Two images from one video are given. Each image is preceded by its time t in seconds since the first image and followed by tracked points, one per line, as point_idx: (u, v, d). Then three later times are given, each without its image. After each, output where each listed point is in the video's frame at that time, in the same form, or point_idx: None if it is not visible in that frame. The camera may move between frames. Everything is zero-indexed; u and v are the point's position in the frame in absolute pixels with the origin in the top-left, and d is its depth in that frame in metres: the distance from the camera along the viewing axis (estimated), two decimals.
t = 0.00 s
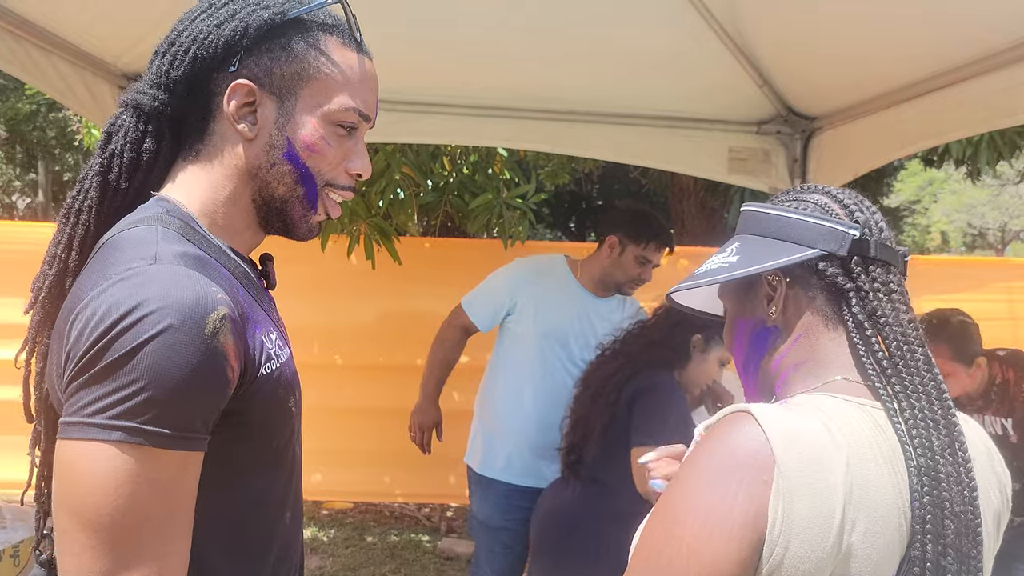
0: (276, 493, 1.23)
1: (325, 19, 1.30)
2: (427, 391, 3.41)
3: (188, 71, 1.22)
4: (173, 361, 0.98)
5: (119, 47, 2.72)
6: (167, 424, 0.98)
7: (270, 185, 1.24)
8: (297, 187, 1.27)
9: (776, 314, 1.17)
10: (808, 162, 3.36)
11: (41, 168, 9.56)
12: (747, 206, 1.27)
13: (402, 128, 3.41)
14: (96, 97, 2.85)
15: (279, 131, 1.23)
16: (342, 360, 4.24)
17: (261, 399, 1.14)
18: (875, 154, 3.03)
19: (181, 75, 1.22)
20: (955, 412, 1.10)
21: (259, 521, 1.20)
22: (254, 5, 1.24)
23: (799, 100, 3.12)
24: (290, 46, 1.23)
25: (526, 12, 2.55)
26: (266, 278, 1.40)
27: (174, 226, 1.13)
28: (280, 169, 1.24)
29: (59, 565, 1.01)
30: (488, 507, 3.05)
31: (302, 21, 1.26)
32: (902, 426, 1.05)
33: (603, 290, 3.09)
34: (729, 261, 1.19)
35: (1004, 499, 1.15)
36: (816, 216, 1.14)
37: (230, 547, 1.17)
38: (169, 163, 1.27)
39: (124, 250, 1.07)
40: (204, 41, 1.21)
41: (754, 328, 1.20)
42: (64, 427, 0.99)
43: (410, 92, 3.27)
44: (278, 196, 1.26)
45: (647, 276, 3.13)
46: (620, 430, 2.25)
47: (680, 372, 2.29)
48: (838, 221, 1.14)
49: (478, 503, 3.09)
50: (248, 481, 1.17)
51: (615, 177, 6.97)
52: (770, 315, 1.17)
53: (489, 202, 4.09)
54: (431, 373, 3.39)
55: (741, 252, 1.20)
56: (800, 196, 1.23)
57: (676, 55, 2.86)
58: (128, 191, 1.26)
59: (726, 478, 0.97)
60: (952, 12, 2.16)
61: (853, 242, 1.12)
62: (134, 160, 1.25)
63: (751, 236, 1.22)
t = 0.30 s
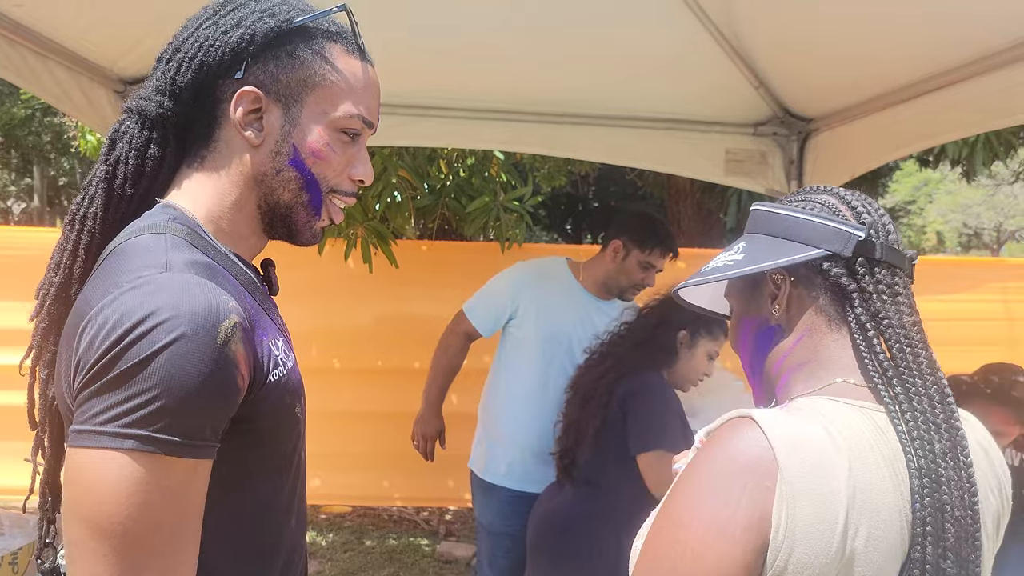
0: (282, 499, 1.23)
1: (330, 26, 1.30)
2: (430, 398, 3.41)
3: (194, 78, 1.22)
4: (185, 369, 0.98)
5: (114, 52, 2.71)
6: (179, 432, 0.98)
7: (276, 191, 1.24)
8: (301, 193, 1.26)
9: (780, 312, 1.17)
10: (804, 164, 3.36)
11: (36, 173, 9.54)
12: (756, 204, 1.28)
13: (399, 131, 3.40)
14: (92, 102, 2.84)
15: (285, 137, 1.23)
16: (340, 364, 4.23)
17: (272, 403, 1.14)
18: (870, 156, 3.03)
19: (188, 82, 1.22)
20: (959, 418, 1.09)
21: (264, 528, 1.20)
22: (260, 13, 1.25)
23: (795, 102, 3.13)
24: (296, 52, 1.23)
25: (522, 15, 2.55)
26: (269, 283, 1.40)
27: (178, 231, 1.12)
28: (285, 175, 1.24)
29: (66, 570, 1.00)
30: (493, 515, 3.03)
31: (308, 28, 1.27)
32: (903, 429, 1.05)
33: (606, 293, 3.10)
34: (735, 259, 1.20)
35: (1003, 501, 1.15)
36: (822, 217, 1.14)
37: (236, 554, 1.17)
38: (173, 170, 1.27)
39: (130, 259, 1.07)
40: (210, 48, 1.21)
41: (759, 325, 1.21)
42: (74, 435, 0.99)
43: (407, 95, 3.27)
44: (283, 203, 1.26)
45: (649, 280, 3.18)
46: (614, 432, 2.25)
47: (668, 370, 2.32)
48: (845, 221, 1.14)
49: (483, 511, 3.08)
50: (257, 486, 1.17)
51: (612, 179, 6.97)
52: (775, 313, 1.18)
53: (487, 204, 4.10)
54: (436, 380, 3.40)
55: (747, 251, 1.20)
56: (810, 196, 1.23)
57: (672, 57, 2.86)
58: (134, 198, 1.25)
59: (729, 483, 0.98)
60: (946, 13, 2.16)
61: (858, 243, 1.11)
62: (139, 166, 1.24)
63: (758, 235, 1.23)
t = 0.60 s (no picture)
0: (297, 505, 1.23)
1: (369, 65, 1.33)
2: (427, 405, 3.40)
3: (259, 94, 1.17)
4: (228, 376, 0.99)
5: (110, 57, 2.70)
6: (218, 437, 0.99)
7: (299, 213, 1.26)
8: (317, 218, 1.28)
9: (774, 317, 1.17)
10: (800, 165, 3.37)
11: (30, 179, 9.52)
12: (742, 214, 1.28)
13: (395, 135, 3.39)
14: (86, 108, 2.83)
15: (322, 164, 1.25)
16: (337, 369, 4.21)
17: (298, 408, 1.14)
18: (865, 156, 3.03)
19: (251, 98, 1.17)
20: (957, 411, 1.10)
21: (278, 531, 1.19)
22: (322, 43, 1.25)
23: (791, 103, 3.13)
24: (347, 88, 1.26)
25: (517, 18, 2.54)
26: (270, 290, 1.38)
27: (199, 237, 1.12)
28: (313, 199, 1.26)
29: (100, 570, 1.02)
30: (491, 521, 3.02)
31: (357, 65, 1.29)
32: (902, 428, 1.05)
33: (603, 296, 3.09)
34: (725, 269, 1.21)
35: (1007, 502, 1.14)
36: (808, 220, 1.15)
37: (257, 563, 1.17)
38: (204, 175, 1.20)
39: (158, 264, 1.06)
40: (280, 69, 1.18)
41: (755, 333, 1.20)
42: (108, 442, 1.00)
43: (401, 99, 3.27)
44: (301, 223, 1.27)
45: (649, 286, 3.14)
46: (613, 432, 2.24)
47: (672, 377, 2.32)
48: (831, 223, 1.14)
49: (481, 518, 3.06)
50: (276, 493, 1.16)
51: (607, 181, 6.97)
52: (769, 319, 1.17)
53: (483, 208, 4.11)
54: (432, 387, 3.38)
55: (736, 260, 1.21)
56: (794, 201, 1.23)
57: (667, 60, 2.86)
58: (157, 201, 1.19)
59: (732, 487, 0.97)
60: (940, 14, 2.17)
61: (846, 243, 1.12)
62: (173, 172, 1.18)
63: (746, 243, 1.23)
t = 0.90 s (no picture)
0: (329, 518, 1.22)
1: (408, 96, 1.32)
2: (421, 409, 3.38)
3: (327, 118, 1.13)
4: (325, 373, 0.98)
5: (103, 63, 2.69)
6: (309, 436, 0.97)
7: (330, 233, 1.23)
8: (341, 238, 1.26)
9: (775, 323, 1.16)
10: (795, 167, 3.36)
11: (23, 186, 9.48)
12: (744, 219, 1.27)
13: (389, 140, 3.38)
14: (80, 114, 2.81)
15: (358, 191, 1.23)
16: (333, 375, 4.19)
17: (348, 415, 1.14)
18: (860, 159, 3.03)
19: (320, 122, 1.13)
20: (959, 417, 1.09)
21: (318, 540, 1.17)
22: (379, 74, 1.22)
23: (786, 106, 3.12)
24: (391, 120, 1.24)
25: (512, 22, 2.54)
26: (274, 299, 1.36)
27: (262, 241, 1.09)
28: (343, 222, 1.23)
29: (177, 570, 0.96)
30: (484, 525, 3.02)
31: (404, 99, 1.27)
32: (904, 435, 1.04)
33: (602, 305, 3.08)
34: (726, 274, 1.20)
35: (1010, 509, 1.13)
36: (808, 225, 1.14)
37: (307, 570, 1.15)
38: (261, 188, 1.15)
39: (234, 262, 1.03)
40: (348, 98, 1.15)
41: (755, 339, 1.19)
42: (194, 439, 0.95)
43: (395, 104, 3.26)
44: (329, 244, 1.25)
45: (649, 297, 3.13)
46: (619, 440, 2.22)
47: (680, 389, 2.34)
48: (832, 228, 1.14)
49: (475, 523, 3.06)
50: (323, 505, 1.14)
51: (601, 184, 6.97)
52: (770, 324, 1.17)
53: (478, 212, 4.15)
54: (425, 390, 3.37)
55: (737, 265, 1.20)
56: (795, 206, 1.23)
57: (662, 63, 2.86)
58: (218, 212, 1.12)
59: (733, 496, 0.97)
60: (934, 17, 2.17)
61: (847, 248, 1.11)
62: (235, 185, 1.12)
63: (746, 248, 1.22)
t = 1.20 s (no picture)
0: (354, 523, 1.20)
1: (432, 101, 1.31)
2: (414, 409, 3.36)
3: (355, 120, 1.13)
4: (379, 376, 0.99)
5: (94, 64, 2.67)
6: (362, 438, 0.98)
7: (355, 237, 1.20)
8: (365, 243, 1.24)
9: (782, 326, 1.15)
10: (790, 168, 3.35)
11: (12, 187, 9.42)
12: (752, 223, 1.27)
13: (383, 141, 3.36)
14: (71, 115, 2.79)
15: (384, 194, 1.21)
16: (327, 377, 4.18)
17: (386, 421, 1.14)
18: (855, 159, 3.03)
19: (348, 123, 1.12)
20: (965, 418, 1.09)
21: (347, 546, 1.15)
22: (403, 78, 1.21)
23: (780, 106, 3.12)
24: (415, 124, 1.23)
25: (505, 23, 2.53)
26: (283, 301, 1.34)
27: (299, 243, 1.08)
28: (368, 226, 1.21)
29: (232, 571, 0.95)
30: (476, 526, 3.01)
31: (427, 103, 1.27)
32: (909, 434, 1.03)
33: (599, 308, 3.05)
34: (733, 279, 1.20)
35: (1014, 510, 1.13)
36: (815, 227, 1.14)
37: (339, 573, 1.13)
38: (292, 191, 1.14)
39: (280, 263, 1.03)
40: (375, 101, 1.14)
41: (762, 342, 1.19)
42: (247, 442, 0.94)
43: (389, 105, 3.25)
44: (352, 248, 1.22)
45: (647, 307, 3.14)
46: (625, 442, 2.22)
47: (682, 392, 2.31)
48: (837, 230, 1.13)
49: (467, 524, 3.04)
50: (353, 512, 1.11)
51: (594, 186, 6.97)
52: (777, 327, 1.16)
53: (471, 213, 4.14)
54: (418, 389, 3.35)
55: (744, 269, 1.20)
56: (802, 209, 1.22)
57: (656, 64, 2.85)
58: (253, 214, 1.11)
59: (736, 496, 0.96)
60: (928, 18, 2.17)
61: (852, 250, 1.11)
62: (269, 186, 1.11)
63: (754, 252, 1.22)
